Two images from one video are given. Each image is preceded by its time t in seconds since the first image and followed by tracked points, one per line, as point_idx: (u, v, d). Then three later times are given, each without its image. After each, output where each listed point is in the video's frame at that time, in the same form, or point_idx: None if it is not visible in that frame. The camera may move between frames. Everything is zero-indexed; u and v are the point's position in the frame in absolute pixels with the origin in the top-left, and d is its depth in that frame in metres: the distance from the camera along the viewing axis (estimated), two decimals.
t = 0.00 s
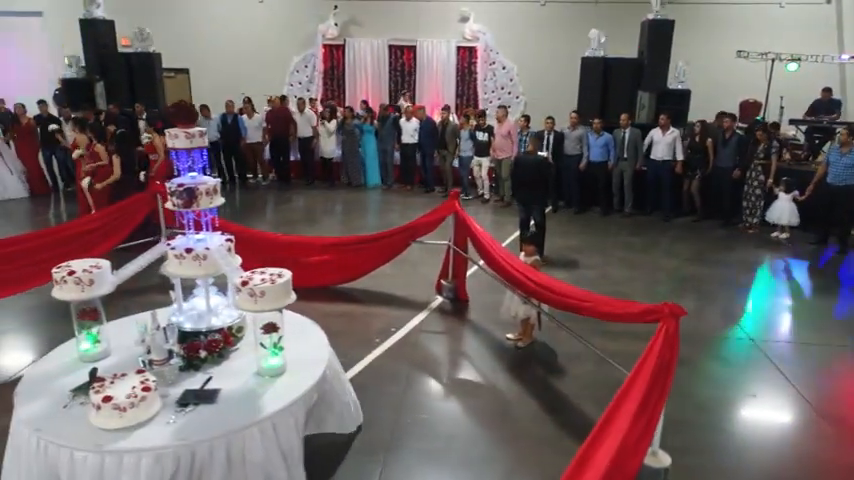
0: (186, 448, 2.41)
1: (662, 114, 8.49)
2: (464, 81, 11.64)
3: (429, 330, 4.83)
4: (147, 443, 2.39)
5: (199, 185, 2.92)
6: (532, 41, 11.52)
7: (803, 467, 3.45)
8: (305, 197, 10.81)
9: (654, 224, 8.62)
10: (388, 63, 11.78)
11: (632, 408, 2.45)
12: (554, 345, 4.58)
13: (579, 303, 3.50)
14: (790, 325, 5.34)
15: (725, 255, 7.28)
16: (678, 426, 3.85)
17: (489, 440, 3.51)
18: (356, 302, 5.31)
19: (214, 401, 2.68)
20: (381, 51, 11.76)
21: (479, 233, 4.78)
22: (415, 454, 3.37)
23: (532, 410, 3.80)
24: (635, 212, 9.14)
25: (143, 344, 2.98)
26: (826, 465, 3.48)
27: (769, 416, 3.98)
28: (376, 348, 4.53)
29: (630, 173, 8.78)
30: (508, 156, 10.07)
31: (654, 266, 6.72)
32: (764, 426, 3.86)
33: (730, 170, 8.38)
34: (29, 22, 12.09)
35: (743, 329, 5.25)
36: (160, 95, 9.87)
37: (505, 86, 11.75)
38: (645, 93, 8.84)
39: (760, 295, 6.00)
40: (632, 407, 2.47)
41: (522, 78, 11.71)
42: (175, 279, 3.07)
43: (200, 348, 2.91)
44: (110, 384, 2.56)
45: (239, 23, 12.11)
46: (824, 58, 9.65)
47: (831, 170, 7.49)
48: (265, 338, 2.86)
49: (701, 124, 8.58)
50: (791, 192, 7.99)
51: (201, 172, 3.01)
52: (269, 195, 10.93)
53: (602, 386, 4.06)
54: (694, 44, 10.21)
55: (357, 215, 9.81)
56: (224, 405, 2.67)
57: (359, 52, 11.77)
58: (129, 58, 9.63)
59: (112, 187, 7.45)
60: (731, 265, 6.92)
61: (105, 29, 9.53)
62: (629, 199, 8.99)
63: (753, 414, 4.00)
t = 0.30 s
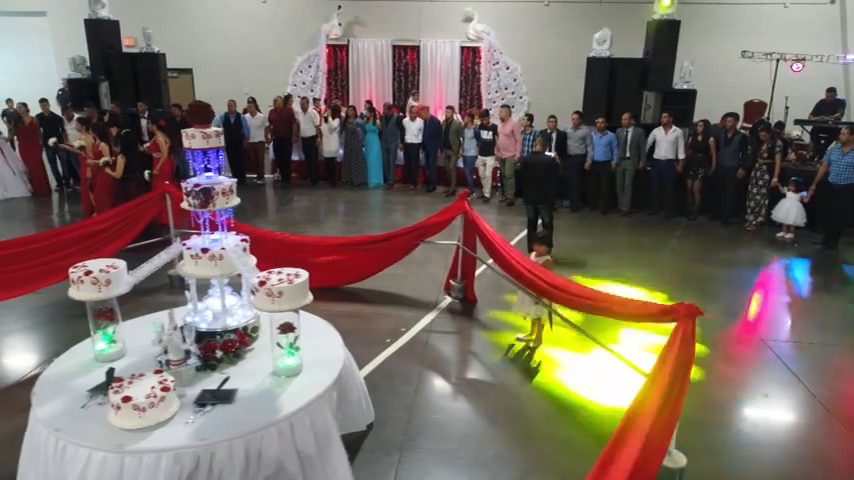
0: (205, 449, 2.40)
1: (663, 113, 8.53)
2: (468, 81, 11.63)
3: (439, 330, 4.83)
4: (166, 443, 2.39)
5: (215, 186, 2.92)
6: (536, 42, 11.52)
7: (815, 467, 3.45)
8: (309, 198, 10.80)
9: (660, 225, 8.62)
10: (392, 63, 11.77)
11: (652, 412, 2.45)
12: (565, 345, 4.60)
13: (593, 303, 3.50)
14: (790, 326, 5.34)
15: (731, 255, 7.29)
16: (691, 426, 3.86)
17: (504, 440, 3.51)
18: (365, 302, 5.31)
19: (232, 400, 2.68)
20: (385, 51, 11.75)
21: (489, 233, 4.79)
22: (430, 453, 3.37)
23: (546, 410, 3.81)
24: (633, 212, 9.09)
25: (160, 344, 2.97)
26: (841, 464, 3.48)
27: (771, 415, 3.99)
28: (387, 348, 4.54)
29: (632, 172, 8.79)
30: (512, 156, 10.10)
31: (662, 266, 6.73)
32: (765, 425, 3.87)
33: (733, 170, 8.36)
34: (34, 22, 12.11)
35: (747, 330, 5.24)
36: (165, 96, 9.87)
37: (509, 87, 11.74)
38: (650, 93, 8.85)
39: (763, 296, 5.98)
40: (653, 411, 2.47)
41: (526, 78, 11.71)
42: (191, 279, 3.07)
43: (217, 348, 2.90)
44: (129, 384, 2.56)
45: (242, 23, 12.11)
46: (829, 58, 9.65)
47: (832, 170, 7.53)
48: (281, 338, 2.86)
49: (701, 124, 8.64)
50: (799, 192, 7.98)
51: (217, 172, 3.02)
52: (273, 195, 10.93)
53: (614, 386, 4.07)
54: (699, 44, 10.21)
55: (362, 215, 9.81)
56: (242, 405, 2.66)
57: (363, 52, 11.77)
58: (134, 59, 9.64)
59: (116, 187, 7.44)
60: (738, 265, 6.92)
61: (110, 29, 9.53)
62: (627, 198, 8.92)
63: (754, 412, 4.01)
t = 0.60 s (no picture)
0: (225, 448, 2.41)
1: (666, 113, 8.52)
2: (472, 81, 11.62)
3: (450, 330, 4.85)
4: (186, 443, 2.39)
5: (231, 185, 2.92)
6: (540, 42, 11.53)
7: (827, 466, 3.45)
8: (313, 198, 10.82)
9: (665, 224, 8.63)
10: (396, 63, 11.77)
11: (672, 410, 2.45)
12: (575, 345, 4.61)
13: (608, 303, 3.51)
14: (795, 325, 5.35)
15: (737, 254, 7.29)
16: (703, 425, 3.86)
17: (518, 439, 3.52)
18: (374, 302, 5.32)
19: (249, 400, 2.68)
20: (388, 51, 11.74)
21: (498, 232, 4.79)
22: (444, 453, 3.38)
23: (558, 410, 3.82)
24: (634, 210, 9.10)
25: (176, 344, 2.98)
26: None
27: (776, 415, 3.98)
28: (398, 348, 4.55)
29: (635, 172, 8.78)
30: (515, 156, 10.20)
31: (669, 266, 6.74)
32: (770, 426, 3.86)
33: (737, 170, 8.38)
34: (38, 23, 12.12)
35: (753, 330, 5.24)
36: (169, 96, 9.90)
37: (513, 87, 11.75)
38: (655, 93, 8.84)
39: (766, 296, 5.97)
40: (672, 409, 2.46)
41: (530, 78, 11.72)
42: (206, 279, 3.07)
43: (233, 347, 2.91)
44: (148, 384, 2.56)
45: (247, 23, 12.10)
46: (834, 58, 9.66)
47: (836, 170, 7.57)
48: (297, 337, 2.87)
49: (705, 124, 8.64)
50: (805, 191, 7.97)
51: (232, 171, 3.00)
52: (277, 194, 10.94)
53: (625, 386, 4.08)
54: (703, 44, 10.21)
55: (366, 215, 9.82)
56: (260, 404, 2.67)
57: (366, 52, 11.76)
58: (138, 58, 9.64)
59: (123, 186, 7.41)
60: (745, 264, 6.93)
61: (115, 29, 9.52)
62: (628, 198, 8.92)
63: (759, 412, 4.00)
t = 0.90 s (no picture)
0: (245, 449, 2.40)
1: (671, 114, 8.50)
2: (475, 81, 11.61)
3: (460, 330, 4.85)
4: (207, 444, 2.39)
5: (248, 185, 2.92)
6: (543, 42, 11.53)
7: (841, 467, 3.45)
8: (317, 198, 10.81)
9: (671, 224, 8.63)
10: (399, 64, 11.76)
11: (693, 410, 2.45)
12: (586, 345, 4.61)
13: (624, 303, 3.52)
14: (804, 326, 5.34)
15: (743, 254, 7.29)
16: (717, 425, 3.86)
17: (532, 439, 3.52)
18: (383, 302, 5.32)
19: (268, 401, 2.67)
20: (392, 51, 11.75)
21: (509, 232, 4.79)
22: (459, 454, 3.38)
23: (572, 410, 3.81)
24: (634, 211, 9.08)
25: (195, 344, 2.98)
26: None
27: (779, 415, 3.97)
28: (409, 349, 4.55)
29: (638, 173, 8.76)
30: (518, 158, 10.26)
31: (676, 266, 6.73)
32: (774, 426, 3.85)
33: (741, 170, 8.36)
34: (42, 23, 12.13)
35: (758, 330, 5.23)
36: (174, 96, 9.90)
37: (516, 86, 11.75)
38: (661, 93, 8.84)
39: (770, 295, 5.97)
40: (693, 410, 2.47)
41: (533, 78, 11.72)
42: (222, 280, 3.06)
43: (250, 347, 2.91)
44: (168, 384, 2.55)
45: (251, 22, 12.10)
46: (839, 58, 9.65)
47: (841, 170, 7.57)
48: (315, 338, 2.87)
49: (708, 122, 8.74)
50: (808, 191, 7.96)
51: (248, 171, 3.00)
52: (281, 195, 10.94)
53: (637, 386, 4.09)
54: (708, 44, 10.21)
55: (371, 215, 9.82)
56: (279, 404, 2.66)
57: (370, 52, 11.75)
58: (143, 58, 9.64)
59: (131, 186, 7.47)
60: (752, 264, 6.92)
61: (120, 29, 9.54)
62: (631, 199, 8.92)
63: (763, 412, 3.99)
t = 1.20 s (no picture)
0: (268, 450, 2.40)
1: (676, 114, 8.49)
2: (479, 82, 11.60)
3: (472, 331, 4.84)
4: (231, 445, 2.39)
5: (266, 186, 2.92)
6: (548, 42, 11.52)
7: None
8: (321, 198, 10.81)
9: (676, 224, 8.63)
10: (403, 64, 11.76)
11: (716, 412, 2.45)
12: (599, 345, 4.61)
13: (640, 303, 3.51)
14: (814, 325, 5.34)
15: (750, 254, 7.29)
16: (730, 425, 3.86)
17: (547, 439, 3.51)
18: (393, 303, 5.32)
19: (289, 402, 2.67)
20: (397, 51, 11.75)
21: (521, 233, 4.78)
22: (475, 454, 3.38)
23: (586, 410, 3.82)
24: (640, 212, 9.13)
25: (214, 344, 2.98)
26: None
27: (784, 415, 3.96)
28: (421, 349, 4.56)
29: (644, 173, 8.76)
30: (522, 158, 10.22)
31: (684, 266, 6.73)
32: (780, 426, 3.84)
33: (745, 171, 8.41)
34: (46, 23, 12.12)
35: (765, 331, 5.22)
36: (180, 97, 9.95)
37: (521, 87, 11.75)
38: (668, 93, 8.83)
39: (775, 296, 5.96)
40: (715, 411, 2.46)
41: (538, 78, 11.71)
42: (239, 281, 3.06)
43: (269, 348, 2.91)
44: (190, 385, 2.55)
45: (255, 23, 12.10)
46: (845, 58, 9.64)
47: (847, 169, 7.55)
48: (334, 338, 2.87)
49: (712, 124, 8.52)
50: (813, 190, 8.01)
51: (267, 172, 3.00)
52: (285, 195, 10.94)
53: (651, 386, 4.09)
54: (714, 44, 10.22)
55: (375, 215, 9.82)
56: (300, 405, 2.66)
57: (375, 53, 11.75)
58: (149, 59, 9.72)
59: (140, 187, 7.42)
60: (760, 264, 6.92)
61: (126, 30, 9.50)
62: (637, 200, 8.93)
63: (769, 412, 3.98)
